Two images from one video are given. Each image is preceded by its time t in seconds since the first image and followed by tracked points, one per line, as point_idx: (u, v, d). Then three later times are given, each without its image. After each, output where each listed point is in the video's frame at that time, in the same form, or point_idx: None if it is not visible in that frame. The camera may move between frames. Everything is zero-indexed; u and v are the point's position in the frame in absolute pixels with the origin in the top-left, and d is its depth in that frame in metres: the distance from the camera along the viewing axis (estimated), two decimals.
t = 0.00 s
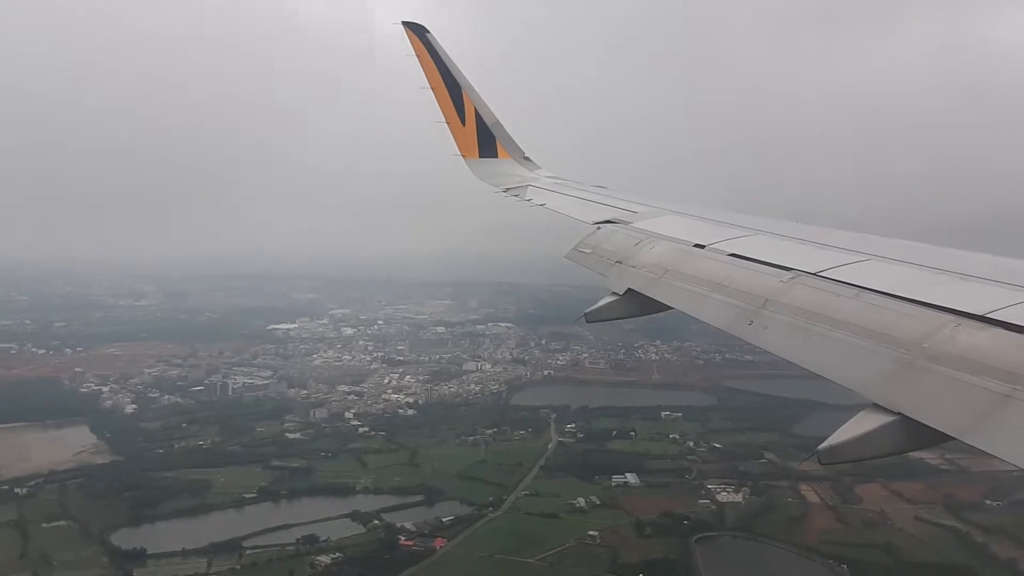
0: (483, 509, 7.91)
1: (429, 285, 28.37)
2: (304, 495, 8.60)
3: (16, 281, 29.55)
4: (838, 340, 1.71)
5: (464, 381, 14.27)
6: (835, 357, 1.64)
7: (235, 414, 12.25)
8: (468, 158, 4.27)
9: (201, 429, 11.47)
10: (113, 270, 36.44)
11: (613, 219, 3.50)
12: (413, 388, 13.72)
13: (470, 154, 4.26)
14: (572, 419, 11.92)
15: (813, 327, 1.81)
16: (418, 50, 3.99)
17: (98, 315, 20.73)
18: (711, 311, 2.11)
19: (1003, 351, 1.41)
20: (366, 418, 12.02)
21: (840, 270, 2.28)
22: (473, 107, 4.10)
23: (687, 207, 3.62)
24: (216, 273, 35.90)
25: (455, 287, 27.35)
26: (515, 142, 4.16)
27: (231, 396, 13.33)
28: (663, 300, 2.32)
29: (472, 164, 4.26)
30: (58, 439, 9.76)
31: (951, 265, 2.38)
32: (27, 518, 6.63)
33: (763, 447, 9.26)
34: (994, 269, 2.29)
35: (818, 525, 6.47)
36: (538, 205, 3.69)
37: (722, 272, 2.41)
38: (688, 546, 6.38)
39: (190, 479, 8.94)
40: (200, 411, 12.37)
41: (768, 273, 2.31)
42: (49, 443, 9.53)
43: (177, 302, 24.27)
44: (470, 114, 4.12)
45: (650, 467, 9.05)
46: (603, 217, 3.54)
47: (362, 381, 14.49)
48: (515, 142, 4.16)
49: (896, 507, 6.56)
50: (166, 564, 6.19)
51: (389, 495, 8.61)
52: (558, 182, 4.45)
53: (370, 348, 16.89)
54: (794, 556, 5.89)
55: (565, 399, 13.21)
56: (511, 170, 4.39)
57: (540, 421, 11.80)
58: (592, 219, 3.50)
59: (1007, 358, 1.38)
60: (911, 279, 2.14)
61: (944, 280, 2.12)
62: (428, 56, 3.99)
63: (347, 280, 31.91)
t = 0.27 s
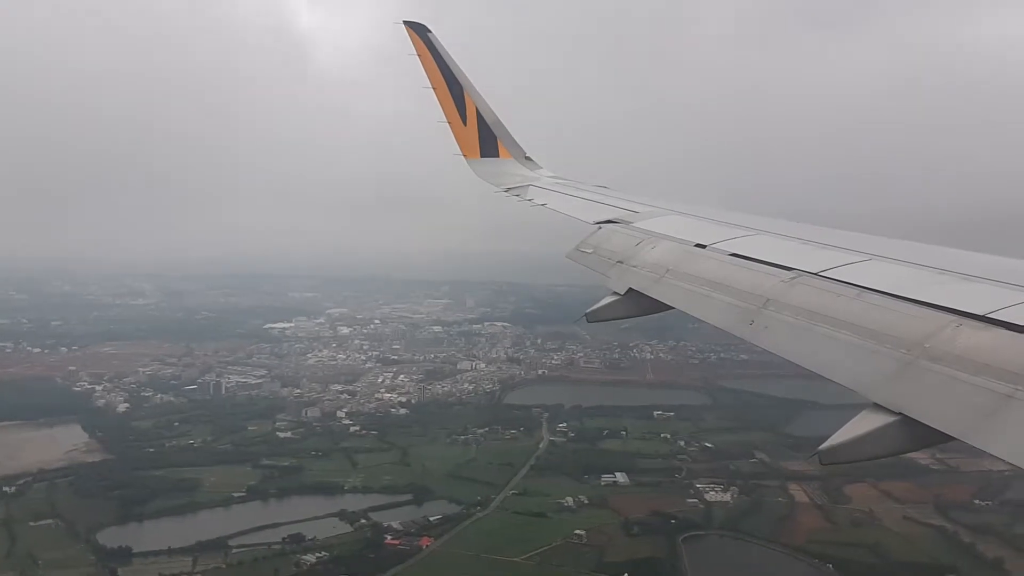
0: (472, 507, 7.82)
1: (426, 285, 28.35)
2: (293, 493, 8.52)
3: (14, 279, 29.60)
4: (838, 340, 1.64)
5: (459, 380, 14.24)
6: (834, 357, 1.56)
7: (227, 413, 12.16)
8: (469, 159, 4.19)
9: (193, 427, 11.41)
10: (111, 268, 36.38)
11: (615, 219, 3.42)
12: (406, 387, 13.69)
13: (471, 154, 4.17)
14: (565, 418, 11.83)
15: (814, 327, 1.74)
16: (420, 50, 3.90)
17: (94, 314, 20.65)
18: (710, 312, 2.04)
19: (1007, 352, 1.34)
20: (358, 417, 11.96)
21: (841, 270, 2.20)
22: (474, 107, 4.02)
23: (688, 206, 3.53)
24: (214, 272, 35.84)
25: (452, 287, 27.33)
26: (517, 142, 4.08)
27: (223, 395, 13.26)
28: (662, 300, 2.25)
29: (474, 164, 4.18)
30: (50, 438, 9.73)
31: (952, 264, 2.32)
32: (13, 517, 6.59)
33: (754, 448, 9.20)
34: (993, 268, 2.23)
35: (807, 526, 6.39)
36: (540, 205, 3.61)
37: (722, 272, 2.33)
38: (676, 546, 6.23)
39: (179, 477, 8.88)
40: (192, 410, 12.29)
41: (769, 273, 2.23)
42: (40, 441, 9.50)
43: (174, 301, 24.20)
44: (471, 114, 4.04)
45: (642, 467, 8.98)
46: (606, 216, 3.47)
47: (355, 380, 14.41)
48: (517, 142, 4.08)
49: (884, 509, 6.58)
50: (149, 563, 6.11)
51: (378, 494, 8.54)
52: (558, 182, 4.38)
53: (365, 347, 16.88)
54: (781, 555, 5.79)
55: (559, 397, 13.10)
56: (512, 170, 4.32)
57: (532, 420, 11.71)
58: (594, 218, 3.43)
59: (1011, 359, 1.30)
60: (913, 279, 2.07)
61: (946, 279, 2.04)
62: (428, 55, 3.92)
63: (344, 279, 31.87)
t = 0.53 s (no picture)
0: (460, 505, 7.84)
1: (422, 284, 28.42)
2: (282, 492, 8.53)
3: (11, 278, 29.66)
4: (839, 338, 1.64)
5: (452, 379, 14.30)
6: (836, 356, 1.56)
7: (220, 412, 12.18)
8: (470, 157, 4.20)
9: (185, 426, 11.42)
10: (108, 267, 36.38)
11: (616, 217, 3.43)
12: (400, 386, 13.73)
13: (472, 153, 4.19)
14: (556, 416, 11.81)
15: (815, 325, 1.74)
16: (420, 48, 3.90)
17: (90, 313, 20.66)
18: (712, 310, 2.04)
19: (1008, 351, 1.34)
20: (350, 416, 11.97)
21: (842, 269, 2.19)
22: (475, 105, 4.02)
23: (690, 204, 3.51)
24: (211, 271, 35.89)
25: (448, 287, 27.40)
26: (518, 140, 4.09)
27: (217, 394, 13.28)
28: (664, 298, 2.25)
29: (475, 162, 4.19)
30: (42, 437, 9.73)
31: (954, 262, 2.31)
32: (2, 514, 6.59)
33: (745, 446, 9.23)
34: (997, 266, 2.22)
35: (795, 523, 6.36)
36: (541, 203, 3.62)
37: (723, 270, 2.34)
38: (662, 544, 6.22)
39: (169, 476, 8.89)
40: (186, 409, 12.31)
41: (770, 271, 2.23)
42: (33, 440, 9.52)
43: (170, 300, 24.22)
44: (472, 112, 4.05)
45: (632, 465, 8.99)
46: (606, 215, 3.48)
47: (348, 379, 14.43)
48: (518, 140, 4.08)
49: (871, 507, 6.57)
50: (136, 562, 6.11)
51: (368, 492, 8.55)
52: (559, 180, 4.39)
53: (361, 346, 16.94)
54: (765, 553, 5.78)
55: (552, 396, 13.10)
56: (514, 168, 4.32)
57: (524, 418, 11.73)
58: (595, 216, 3.44)
59: (1012, 357, 1.31)
60: (914, 277, 2.06)
61: (949, 278, 2.04)
62: (429, 54, 3.91)
63: (340, 279, 31.93)
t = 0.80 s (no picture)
0: (446, 505, 7.83)
1: (417, 284, 28.44)
2: (268, 492, 8.51)
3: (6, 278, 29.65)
4: (839, 337, 1.63)
5: (444, 378, 14.31)
6: (836, 355, 1.55)
7: (210, 411, 12.16)
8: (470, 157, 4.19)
9: (175, 425, 11.41)
10: (104, 267, 36.34)
11: (615, 216, 3.43)
12: (391, 386, 13.74)
13: (472, 153, 4.19)
14: (547, 415, 11.80)
15: (815, 324, 1.73)
16: (419, 47, 3.88)
17: (85, 313, 20.63)
18: (711, 309, 2.03)
19: (1007, 350, 1.33)
20: (340, 415, 11.97)
21: (841, 268, 2.18)
22: (474, 105, 4.00)
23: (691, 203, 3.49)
24: (207, 271, 35.90)
25: (443, 287, 27.43)
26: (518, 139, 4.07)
27: (208, 393, 13.27)
28: (663, 298, 2.24)
29: (475, 162, 4.18)
30: (31, 437, 9.72)
31: (952, 261, 2.31)
32: None
33: (735, 446, 9.25)
34: (996, 266, 2.21)
35: (781, 523, 6.34)
36: (540, 203, 3.62)
37: (723, 269, 2.33)
38: (646, 544, 6.20)
39: (156, 476, 8.87)
40: (177, 409, 12.30)
41: (770, 270, 2.23)
42: (22, 440, 9.50)
43: (165, 300, 24.21)
44: (472, 112, 4.04)
45: (621, 464, 8.99)
46: (605, 214, 3.47)
47: (340, 378, 14.42)
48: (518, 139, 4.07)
49: (858, 504, 6.56)
50: (121, 561, 6.10)
51: (354, 492, 8.55)
52: (559, 180, 4.39)
53: (354, 346, 16.97)
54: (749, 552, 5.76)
55: (544, 395, 13.09)
56: (513, 166, 4.32)
57: (513, 417, 11.74)
58: (595, 216, 3.44)
59: (1011, 356, 1.30)
60: (913, 276, 2.05)
61: (948, 277, 2.03)
62: (429, 53, 3.89)
63: (335, 279, 31.95)
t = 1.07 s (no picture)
0: (433, 506, 7.82)
1: (412, 285, 28.44)
2: (256, 492, 8.50)
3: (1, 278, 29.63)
4: (840, 337, 1.62)
5: (437, 378, 14.32)
6: (835, 356, 1.55)
7: (202, 412, 12.16)
8: (470, 157, 4.19)
9: (166, 426, 11.41)
10: (100, 268, 36.33)
11: (615, 217, 3.42)
12: (383, 386, 13.74)
13: (472, 153, 4.18)
14: (538, 415, 11.81)
15: (814, 324, 1.73)
16: (419, 46, 3.88)
17: (80, 313, 20.61)
18: (711, 310, 2.02)
19: (1007, 350, 1.33)
20: (331, 416, 11.95)
21: (841, 269, 2.17)
22: (474, 105, 4.00)
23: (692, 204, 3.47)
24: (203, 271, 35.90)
25: (440, 287, 27.46)
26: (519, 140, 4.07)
27: (200, 394, 13.26)
28: (662, 298, 2.24)
29: (475, 163, 4.18)
30: (21, 438, 9.70)
31: (952, 262, 2.30)
32: None
33: (726, 446, 9.26)
34: (996, 266, 2.20)
35: (768, 523, 6.35)
36: (540, 203, 3.61)
37: (723, 270, 2.32)
38: (633, 544, 6.20)
39: (144, 476, 8.86)
40: (169, 409, 12.29)
41: (769, 270, 2.22)
42: (11, 441, 9.49)
43: (161, 301, 24.21)
44: (472, 111, 4.03)
45: (611, 464, 8.98)
46: (605, 214, 3.46)
47: (333, 379, 14.41)
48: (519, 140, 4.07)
49: (845, 503, 6.56)
50: (106, 561, 6.09)
51: (342, 492, 8.55)
52: (559, 180, 4.38)
53: (348, 347, 16.98)
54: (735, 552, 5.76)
55: (537, 395, 13.09)
56: (513, 167, 4.31)
57: (504, 417, 11.74)
58: (595, 216, 3.43)
59: (1011, 356, 1.29)
60: (914, 277, 2.04)
61: (948, 277, 2.02)
62: (429, 53, 3.89)
63: (331, 279, 31.96)
